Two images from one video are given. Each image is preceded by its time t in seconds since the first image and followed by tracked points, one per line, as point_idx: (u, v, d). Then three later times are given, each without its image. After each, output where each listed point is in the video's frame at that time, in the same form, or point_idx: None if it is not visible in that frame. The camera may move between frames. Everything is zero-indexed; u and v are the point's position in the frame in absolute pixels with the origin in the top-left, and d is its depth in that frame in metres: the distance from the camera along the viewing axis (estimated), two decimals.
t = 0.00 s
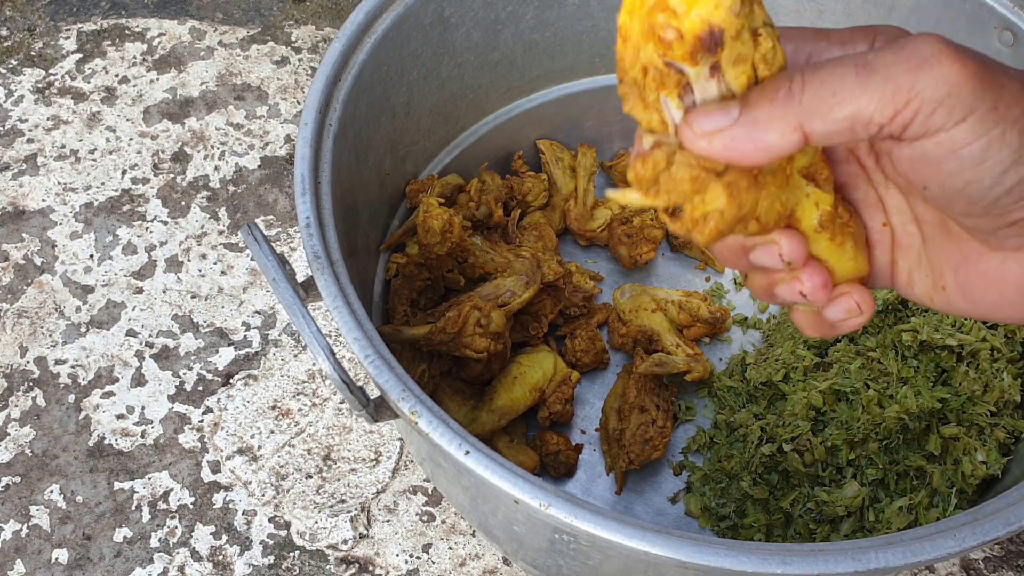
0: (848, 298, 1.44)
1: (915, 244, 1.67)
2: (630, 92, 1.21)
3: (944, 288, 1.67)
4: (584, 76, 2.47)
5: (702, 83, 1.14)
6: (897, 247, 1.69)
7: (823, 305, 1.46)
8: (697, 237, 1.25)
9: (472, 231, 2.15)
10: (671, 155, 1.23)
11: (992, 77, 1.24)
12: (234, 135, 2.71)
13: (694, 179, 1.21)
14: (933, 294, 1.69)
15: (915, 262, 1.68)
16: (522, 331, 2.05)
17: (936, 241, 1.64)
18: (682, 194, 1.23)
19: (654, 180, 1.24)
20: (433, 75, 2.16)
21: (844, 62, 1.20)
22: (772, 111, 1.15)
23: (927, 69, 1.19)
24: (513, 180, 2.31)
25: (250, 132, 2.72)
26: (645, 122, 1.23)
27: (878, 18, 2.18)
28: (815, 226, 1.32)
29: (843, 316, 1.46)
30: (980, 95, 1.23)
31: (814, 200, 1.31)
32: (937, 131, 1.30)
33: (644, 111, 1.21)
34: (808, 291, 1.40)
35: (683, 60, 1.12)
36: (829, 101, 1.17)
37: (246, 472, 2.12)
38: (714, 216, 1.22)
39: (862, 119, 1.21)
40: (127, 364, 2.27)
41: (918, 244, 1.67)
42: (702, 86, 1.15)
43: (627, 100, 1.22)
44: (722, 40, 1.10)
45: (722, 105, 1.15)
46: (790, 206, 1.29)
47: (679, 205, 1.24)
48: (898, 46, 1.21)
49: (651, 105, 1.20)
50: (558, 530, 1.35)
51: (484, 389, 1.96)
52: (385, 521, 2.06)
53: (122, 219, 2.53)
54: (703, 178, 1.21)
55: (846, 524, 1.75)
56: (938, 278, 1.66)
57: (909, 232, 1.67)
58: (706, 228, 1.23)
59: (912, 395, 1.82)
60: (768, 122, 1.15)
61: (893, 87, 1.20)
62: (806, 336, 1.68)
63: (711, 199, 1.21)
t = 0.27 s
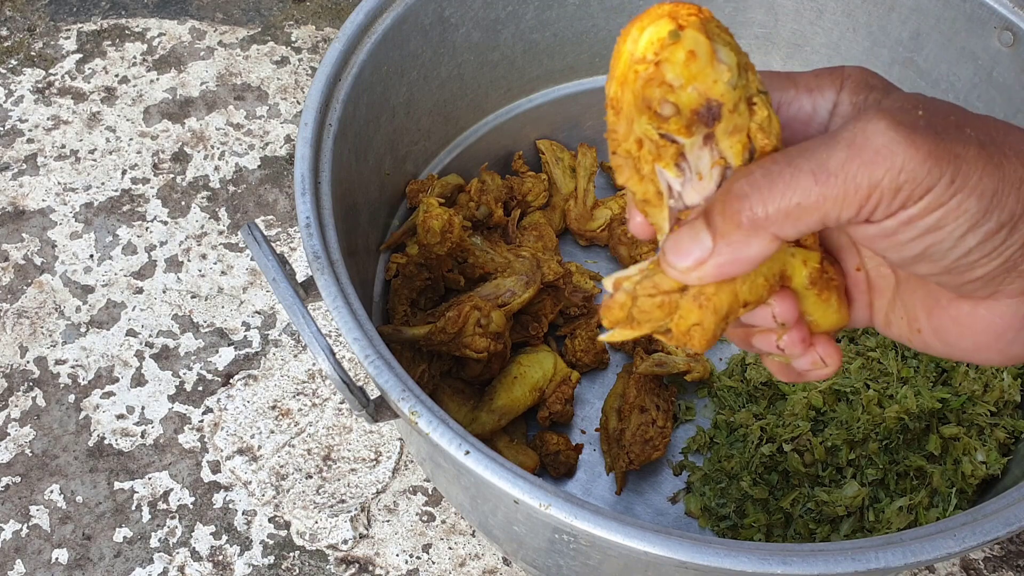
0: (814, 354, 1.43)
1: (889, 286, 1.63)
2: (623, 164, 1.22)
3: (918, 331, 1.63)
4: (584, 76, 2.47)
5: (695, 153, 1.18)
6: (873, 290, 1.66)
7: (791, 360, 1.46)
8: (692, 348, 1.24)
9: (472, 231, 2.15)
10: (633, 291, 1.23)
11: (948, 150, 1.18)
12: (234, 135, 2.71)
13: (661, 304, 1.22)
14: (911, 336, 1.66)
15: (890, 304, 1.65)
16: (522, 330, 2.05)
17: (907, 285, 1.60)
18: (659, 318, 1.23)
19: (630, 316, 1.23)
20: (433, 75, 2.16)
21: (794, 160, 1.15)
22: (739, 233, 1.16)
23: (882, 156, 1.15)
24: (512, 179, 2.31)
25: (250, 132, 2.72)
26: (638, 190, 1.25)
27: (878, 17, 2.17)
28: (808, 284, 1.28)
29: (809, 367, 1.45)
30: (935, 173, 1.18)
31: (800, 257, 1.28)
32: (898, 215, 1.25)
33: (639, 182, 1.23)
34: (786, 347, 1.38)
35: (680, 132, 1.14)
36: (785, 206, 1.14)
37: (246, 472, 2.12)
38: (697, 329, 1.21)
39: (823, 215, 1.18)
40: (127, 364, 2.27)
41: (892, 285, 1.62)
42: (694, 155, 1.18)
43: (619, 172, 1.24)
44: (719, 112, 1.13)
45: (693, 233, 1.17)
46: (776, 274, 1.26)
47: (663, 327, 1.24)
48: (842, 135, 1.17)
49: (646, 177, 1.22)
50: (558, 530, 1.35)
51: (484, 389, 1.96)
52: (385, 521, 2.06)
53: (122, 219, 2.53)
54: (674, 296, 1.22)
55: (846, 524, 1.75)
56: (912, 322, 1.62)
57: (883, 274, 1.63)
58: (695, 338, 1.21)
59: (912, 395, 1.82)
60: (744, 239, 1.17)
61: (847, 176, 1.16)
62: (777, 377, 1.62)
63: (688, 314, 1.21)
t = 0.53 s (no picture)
0: (816, 352, 1.40)
1: (894, 285, 1.63)
2: (598, 155, 1.22)
3: (929, 329, 1.65)
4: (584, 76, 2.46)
5: (667, 141, 1.17)
6: (874, 286, 1.65)
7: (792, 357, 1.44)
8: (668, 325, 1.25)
9: (471, 231, 2.15)
10: (617, 260, 1.22)
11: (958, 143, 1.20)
12: (234, 135, 2.71)
13: (645, 276, 1.20)
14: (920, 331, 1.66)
15: (897, 302, 1.64)
16: (522, 330, 2.05)
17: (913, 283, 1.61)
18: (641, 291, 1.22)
19: (611, 285, 1.22)
20: (433, 75, 2.16)
21: (805, 154, 1.17)
22: (748, 220, 1.15)
23: (893, 151, 1.17)
24: (512, 180, 2.31)
25: (250, 132, 2.72)
26: (616, 180, 1.24)
27: (878, 17, 2.17)
28: (793, 276, 1.24)
29: (813, 368, 1.42)
30: (949, 167, 1.20)
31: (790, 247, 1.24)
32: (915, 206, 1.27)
33: (615, 172, 1.22)
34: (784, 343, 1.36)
35: (649, 120, 1.14)
36: (803, 203, 1.16)
37: (246, 472, 2.12)
38: (679, 304, 1.21)
39: (838, 206, 1.20)
40: (127, 364, 2.27)
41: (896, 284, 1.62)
42: (666, 143, 1.17)
43: (595, 164, 1.23)
44: (684, 95, 1.12)
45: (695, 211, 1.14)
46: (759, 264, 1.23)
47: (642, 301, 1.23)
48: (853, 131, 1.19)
49: (621, 165, 1.21)
50: (558, 530, 1.35)
51: (484, 389, 1.96)
52: (385, 521, 2.06)
53: (122, 219, 2.53)
54: (659, 270, 1.20)
55: (846, 523, 1.75)
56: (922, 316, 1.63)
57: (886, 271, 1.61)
58: (674, 316, 1.22)
59: (912, 395, 1.82)
60: (751, 227, 1.16)
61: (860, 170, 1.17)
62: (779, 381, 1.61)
63: (670, 289, 1.20)
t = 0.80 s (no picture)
0: (871, 307, 1.41)
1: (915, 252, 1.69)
2: (606, 111, 1.20)
3: (947, 296, 1.67)
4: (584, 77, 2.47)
5: (669, 91, 1.18)
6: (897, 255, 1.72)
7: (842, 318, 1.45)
8: (707, 211, 1.18)
9: (471, 231, 2.15)
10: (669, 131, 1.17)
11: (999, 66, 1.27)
12: (234, 135, 2.71)
13: (697, 146, 1.15)
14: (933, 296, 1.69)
15: (919, 268, 1.69)
16: (522, 330, 2.05)
17: (934, 247, 1.65)
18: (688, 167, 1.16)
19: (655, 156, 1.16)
20: (433, 75, 2.16)
21: (854, 44, 1.24)
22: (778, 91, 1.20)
23: (939, 48, 1.22)
24: (512, 179, 2.31)
25: (250, 132, 2.72)
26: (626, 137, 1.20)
27: (878, 17, 2.17)
28: (816, 217, 1.31)
29: (868, 325, 1.42)
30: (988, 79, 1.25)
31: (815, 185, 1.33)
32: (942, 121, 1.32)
33: (625, 122, 1.18)
34: (834, 304, 1.36)
35: (648, 66, 1.15)
36: (838, 80, 1.23)
37: (246, 472, 2.12)
38: (723, 185, 1.15)
39: (865, 96, 1.25)
40: (127, 364, 2.27)
41: (917, 251, 1.68)
42: (669, 94, 1.18)
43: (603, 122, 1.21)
44: (677, 37, 1.14)
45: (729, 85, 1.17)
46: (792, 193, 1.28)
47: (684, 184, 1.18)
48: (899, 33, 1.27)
49: (630, 115, 1.18)
50: (558, 530, 1.35)
51: (484, 389, 1.96)
52: (385, 521, 2.06)
53: (122, 219, 2.53)
54: (705, 148, 1.16)
55: (846, 524, 1.75)
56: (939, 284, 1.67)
57: (908, 241, 1.69)
58: (717, 199, 1.16)
59: (912, 395, 1.82)
60: (776, 99, 1.19)
61: (902, 62, 1.23)
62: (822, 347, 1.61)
63: (717, 168, 1.16)
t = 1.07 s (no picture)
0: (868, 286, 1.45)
1: (920, 227, 1.67)
2: (655, 87, 1.23)
3: (945, 271, 1.65)
4: (583, 77, 2.47)
5: (720, 70, 1.20)
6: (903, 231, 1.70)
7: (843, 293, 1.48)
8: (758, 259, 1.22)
9: (472, 231, 2.15)
10: (691, 204, 1.18)
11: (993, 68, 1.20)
12: (234, 135, 2.71)
13: (723, 210, 1.19)
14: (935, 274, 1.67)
15: (920, 244, 1.68)
16: (522, 331, 2.05)
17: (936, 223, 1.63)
18: (720, 228, 1.20)
19: (690, 232, 1.18)
20: (433, 75, 2.16)
21: (844, 58, 1.17)
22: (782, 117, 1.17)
23: (929, 61, 1.17)
24: (512, 179, 2.31)
25: (250, 132, 2.72)
26: (675, 113, 1.25)
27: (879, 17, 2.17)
28: (850, 199, 1.33)
29: (862, 301, 1.47)
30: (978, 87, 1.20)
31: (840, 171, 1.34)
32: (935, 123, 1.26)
33: (674, 102, 1.24)
34: (842, 279, 1.40)
35: (704, 45, 1.17)
36: (834, 101, 1.16)
37: (246, 472, 2.12)
38: (763, 233, 1.19)
39: (864, 113, 1.20)
40: (127, 364, 2.27)
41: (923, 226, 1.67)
42: (720, 72, 1.21)
43: (649, 96, 1.25)
44: (736, 17, 1.16)
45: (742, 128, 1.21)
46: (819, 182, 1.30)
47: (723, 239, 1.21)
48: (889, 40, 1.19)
49: (681, 94, 1.23)
50: (558, 530, 1.35)
51: (484, 389, 1.97)
52: (386, 521, 2.06)
53: (122, 219, 2.53)
54: (730, 204, 1.19)
55: (846, 524, 1.75)
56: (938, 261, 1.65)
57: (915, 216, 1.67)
58: (763, 247, 1.20)
59: (912, 395, 1.82)
60: (788, 127, 1.18)
61: (891, 79, 1.17)
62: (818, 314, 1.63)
63: (751, 220, 1.19)
